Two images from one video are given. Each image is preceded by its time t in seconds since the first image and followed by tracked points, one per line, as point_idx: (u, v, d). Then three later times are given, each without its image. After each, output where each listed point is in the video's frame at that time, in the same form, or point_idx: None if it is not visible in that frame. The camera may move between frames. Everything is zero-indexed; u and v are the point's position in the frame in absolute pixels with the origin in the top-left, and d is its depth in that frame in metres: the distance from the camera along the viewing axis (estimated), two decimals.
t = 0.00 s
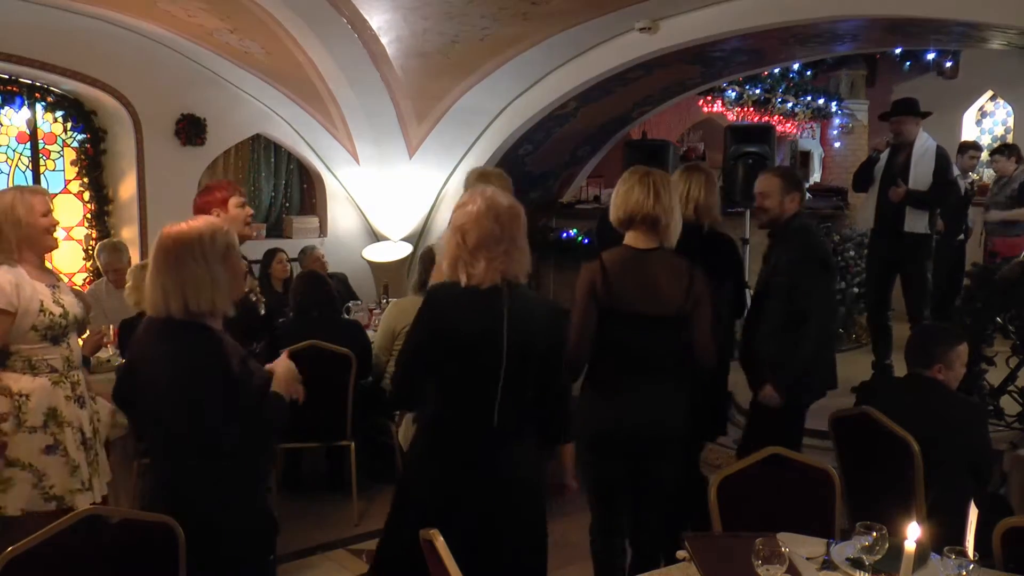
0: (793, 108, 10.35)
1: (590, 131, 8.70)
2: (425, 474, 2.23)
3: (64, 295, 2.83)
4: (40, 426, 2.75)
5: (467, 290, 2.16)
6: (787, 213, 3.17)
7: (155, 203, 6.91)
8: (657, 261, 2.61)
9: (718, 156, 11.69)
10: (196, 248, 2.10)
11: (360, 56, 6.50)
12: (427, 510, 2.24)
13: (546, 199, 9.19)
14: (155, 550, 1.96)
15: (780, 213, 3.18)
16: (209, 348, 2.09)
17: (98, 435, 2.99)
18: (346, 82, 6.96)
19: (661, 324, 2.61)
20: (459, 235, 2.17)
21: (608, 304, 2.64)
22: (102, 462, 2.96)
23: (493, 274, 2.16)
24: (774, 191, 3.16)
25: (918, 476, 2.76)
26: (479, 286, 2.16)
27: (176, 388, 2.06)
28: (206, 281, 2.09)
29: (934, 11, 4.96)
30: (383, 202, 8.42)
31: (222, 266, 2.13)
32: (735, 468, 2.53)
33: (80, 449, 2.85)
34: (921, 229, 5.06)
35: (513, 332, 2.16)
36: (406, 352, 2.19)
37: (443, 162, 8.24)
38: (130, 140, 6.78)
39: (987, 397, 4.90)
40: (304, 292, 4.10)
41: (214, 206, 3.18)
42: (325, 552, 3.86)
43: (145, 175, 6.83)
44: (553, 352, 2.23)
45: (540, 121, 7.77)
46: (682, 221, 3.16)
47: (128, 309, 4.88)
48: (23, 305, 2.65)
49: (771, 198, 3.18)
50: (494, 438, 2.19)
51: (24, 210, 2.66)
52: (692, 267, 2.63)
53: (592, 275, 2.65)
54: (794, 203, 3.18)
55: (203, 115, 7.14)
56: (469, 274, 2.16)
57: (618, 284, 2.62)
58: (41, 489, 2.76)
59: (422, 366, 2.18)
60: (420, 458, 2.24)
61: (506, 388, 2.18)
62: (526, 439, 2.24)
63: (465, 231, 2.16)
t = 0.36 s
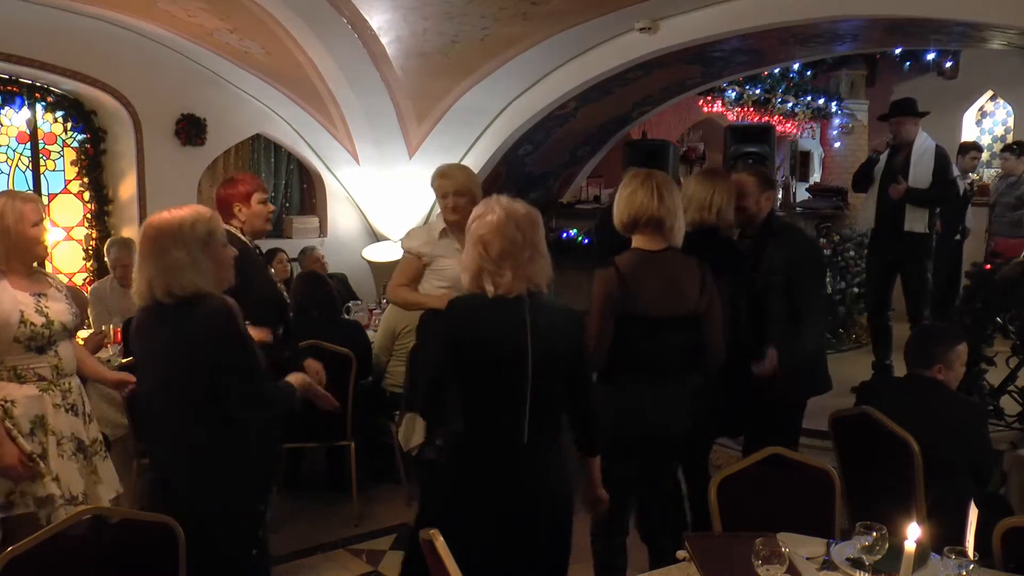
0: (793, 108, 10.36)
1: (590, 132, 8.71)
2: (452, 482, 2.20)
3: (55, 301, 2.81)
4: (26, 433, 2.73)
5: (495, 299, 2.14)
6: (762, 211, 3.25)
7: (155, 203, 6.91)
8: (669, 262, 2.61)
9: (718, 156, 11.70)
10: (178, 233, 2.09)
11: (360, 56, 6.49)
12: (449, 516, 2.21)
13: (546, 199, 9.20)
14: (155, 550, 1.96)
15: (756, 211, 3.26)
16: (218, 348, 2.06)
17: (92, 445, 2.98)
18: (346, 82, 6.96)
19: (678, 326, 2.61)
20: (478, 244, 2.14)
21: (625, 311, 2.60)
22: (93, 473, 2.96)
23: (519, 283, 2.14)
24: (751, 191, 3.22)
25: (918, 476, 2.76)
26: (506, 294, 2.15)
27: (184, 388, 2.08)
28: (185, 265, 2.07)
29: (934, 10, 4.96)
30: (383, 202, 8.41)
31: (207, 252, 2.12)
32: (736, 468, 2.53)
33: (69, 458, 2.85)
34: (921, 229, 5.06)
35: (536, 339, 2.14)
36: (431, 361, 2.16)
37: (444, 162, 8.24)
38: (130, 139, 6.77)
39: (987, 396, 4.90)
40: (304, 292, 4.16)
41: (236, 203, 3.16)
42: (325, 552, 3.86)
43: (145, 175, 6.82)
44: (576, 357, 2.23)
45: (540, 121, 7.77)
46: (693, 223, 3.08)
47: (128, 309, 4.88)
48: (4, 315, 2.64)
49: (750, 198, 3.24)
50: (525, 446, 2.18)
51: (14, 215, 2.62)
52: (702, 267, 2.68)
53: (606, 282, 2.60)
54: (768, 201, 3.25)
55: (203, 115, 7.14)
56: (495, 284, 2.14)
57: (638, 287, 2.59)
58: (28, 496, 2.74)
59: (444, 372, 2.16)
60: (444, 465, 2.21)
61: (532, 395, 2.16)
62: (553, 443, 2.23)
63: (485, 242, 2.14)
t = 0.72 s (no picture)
0: (793, 108, 10.36)
1: (590, 132, 8.71)
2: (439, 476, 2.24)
3: (51, 301, 2.91)
4: (8, 434, 2.84)
5: (494, 294, 2.14)
6: (762, 211, 3.25)
7: (155, 203, 6.91)
8: (693, 266, 2.63)
9: (718, 156, 11.70)
10: (157, 243, 2.11)
11: (360, 56, 6.49)
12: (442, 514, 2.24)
13: (546, 199, 9.20)
14: (155, 550, 1.96)
15: (756, 211, 3.25)
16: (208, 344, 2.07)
17: (81, 450, 3.02)
18: (346, 82, 6.97)
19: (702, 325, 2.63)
20: (479, 239, 2.13)
21: (659, 317, 2.61)
22: (78, 479, 2.99)
23: (517, 278, 2.15)
24: (751, 189, 3.23)
25: (918, 476, 2.76)
26: (506, 287, 2.15)
27: (178, 389, 2.07)
28: (161, 274, 2.08)
29: (934, 10, 4.96)
30: (383, 202, 8.42)
31: (185, 264, 2.13)
32: (735, 468, 2.53)
33: (52, 460, 2.91)
34: (921, 229, 5.06)
35: (521, 337, 2.15)
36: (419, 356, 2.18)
37: (444, 162, 8.24)
38: (130, 139, 6.77)
39: (987, 397, 4.90)
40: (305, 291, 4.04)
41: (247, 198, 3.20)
42: (325, 552, 3.86)
43: (145, 175, 6.82)
44: (570, 358, 2.22)
45: (540, 121, 7.77)
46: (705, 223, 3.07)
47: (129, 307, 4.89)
48: None
49: (749, 197, 3.25)
50: (507, 445, 2.19)
51: (15, 208, 2.77)
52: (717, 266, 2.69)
53: (636, 291, 2.61)
54: (766, 200, 3.26)
55: (203, 115, 7.15)
56: (496, 278, 2.14)
57: (666, 296, 2.60)
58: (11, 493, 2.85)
59: (430, 370, 2.17)
60: (433, 463, 2.24)
61: (517, 394, 2.17)
62: (540, 444, 2.23)
63: (484, 235, 2.13)
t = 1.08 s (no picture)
0: (793, 108, 10.36)
1: (590, 132, 8.71)
2: (425, 480, 2.21)
3: (59, 301, 2.90)
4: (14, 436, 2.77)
5: (477, 297, 2.15)
6: (772, 209, 3.24)
7: (155, 203, 6.91)
8: (706, 262, 2.65)
9: (718, 156, 11.70)
10: (165, 242, 2.11)
11: (361, 56, 6.49)
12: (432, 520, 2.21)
13: (546, 199, 9.21)
14: (154, 552, 1.95)
15: (767, 209, 3.25)
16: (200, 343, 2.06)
17: (85, 451, 3.00)
18: (346, 82, 6.98)
19: (710, 319, 2.66)
20: (464, 242, 2.15)
21: (669, 312, 2.62)
22: (79, 481, 2.96)
23: (501, 281, 2.16)
24: (760, 188, 3.21)
25: (919, 476, 2.76)
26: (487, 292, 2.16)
27: (173, 391, 2.05)
28: (169, 275, 2.09)
29: (934, 10, 4.95)
30: (383, 202, 8.42)
31: (192, 263, 2.13)
32: (736, 468, 2.53)
33: (56, 464, 2.87)
34: (921, 230, 5.06)
35: (513, 339, 2.15)
36: (406, 357, 2.18)
37: (443, 162, 8.23)
38: (130, 139, 6.77)
39: (987, 397, 4.90)
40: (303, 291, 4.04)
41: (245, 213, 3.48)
42: (325, 552, 3.86)
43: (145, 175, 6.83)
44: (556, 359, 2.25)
45: (539, 121, 7.77)
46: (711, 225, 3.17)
47: (130, 307, 4.89)
48: (6, 307, 2.71)
49: (759, 195, 3.23)
50: (495, 449, 2.18)
51: (28, 207, 2.76)
52: (723, 262, 2.71)
53: (647, 284, 2.61)
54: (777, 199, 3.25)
55: (203, 115, 7.14)
56: (478, 280, 2.15)
57: (680, 288, 2.61)
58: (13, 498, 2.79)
59: (424, 373, 2.17)
60: (419, 468, 2.22)
61: (507, 395, 2.17)
62: (526, 446, 2.22)
63: (468, 237, 2.15)
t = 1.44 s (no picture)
0: (793, 108, 10.36)
1: (590, 132, 8.71)
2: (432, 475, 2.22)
3: (71, 304, 2.89)
4: (48, 443, 2.83)
5: (480, 300, 2.15)
6: (771, 214, 3.24)
7: (155, 203, 6.91)
8: (685, 263, 2.62)
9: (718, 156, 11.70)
10: (157, 239, 2.09)
11: (360, 56, 6.48)
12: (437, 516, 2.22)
13: (546, 199, 9.22)
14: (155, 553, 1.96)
15: (764, 214, 3.26)
16: (201, 339, 2.06)
17: (112, 449, 3.06)
18: (346, 82, 6.98)
19: (687, 323, 2.62)
20: (467, 247, 2.16)
21: (638, 309, 2.63)
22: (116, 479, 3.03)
23: (503, 283, 2.16)
24: (755, 193, 3.25)
25: (918, 475, 2.76)
26: (491, 293, 2.16)
27: (177, 387, 2.07)
28: (164, 272, 2.07)
29: (934, 10, 4.96)
30: (383, 202, 8.41)
31: (185, 258, 2.11)
32: (735, 468, 2.53)
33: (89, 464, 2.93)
34: (921, 230, 5.07)
35: (514, 338, 2.15)
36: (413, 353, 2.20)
37: (443, 162, 8.23)
38: (129, 139, 6.77)
39: (987, 397, 4.90)
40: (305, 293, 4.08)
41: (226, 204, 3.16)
42: (325, 552, 3.86)
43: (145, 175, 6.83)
44: (559, 356, 2.22)
45: (539, 121, 7.77)
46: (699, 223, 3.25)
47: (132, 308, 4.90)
48: (22, 313, 2.69)
49: (754, 200, 3.27)
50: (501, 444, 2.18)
51: (31, 213, 2.70)
52: (716, 269, 2.66)
53: (613, 281, 2.65)
54: (775, 203, 3.25)
55: (203, 115, 7.14)
56: (481, 284, 2.15)
57: (647, 291, 2.62)
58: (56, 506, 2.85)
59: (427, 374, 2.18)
60: (428, 463, 2.23)
61: (510, 392, 2.16)
62: (535, 441, 2.22)
63: (472, 241, 2.15)
